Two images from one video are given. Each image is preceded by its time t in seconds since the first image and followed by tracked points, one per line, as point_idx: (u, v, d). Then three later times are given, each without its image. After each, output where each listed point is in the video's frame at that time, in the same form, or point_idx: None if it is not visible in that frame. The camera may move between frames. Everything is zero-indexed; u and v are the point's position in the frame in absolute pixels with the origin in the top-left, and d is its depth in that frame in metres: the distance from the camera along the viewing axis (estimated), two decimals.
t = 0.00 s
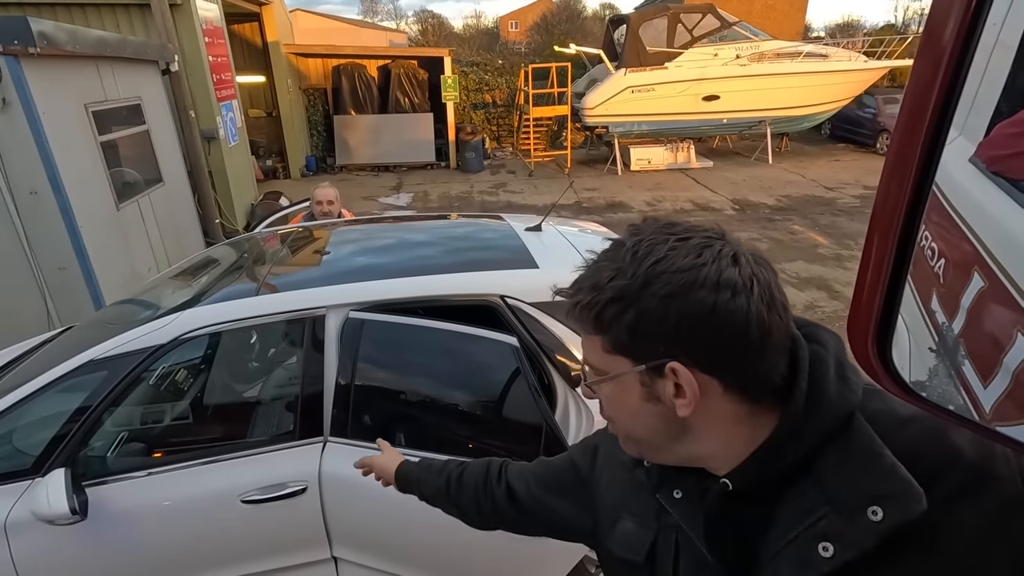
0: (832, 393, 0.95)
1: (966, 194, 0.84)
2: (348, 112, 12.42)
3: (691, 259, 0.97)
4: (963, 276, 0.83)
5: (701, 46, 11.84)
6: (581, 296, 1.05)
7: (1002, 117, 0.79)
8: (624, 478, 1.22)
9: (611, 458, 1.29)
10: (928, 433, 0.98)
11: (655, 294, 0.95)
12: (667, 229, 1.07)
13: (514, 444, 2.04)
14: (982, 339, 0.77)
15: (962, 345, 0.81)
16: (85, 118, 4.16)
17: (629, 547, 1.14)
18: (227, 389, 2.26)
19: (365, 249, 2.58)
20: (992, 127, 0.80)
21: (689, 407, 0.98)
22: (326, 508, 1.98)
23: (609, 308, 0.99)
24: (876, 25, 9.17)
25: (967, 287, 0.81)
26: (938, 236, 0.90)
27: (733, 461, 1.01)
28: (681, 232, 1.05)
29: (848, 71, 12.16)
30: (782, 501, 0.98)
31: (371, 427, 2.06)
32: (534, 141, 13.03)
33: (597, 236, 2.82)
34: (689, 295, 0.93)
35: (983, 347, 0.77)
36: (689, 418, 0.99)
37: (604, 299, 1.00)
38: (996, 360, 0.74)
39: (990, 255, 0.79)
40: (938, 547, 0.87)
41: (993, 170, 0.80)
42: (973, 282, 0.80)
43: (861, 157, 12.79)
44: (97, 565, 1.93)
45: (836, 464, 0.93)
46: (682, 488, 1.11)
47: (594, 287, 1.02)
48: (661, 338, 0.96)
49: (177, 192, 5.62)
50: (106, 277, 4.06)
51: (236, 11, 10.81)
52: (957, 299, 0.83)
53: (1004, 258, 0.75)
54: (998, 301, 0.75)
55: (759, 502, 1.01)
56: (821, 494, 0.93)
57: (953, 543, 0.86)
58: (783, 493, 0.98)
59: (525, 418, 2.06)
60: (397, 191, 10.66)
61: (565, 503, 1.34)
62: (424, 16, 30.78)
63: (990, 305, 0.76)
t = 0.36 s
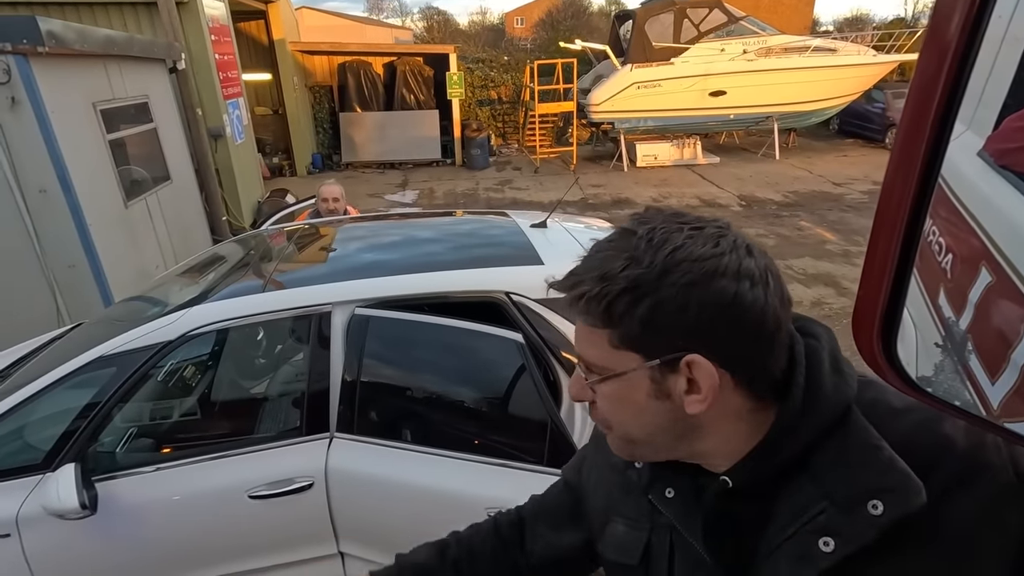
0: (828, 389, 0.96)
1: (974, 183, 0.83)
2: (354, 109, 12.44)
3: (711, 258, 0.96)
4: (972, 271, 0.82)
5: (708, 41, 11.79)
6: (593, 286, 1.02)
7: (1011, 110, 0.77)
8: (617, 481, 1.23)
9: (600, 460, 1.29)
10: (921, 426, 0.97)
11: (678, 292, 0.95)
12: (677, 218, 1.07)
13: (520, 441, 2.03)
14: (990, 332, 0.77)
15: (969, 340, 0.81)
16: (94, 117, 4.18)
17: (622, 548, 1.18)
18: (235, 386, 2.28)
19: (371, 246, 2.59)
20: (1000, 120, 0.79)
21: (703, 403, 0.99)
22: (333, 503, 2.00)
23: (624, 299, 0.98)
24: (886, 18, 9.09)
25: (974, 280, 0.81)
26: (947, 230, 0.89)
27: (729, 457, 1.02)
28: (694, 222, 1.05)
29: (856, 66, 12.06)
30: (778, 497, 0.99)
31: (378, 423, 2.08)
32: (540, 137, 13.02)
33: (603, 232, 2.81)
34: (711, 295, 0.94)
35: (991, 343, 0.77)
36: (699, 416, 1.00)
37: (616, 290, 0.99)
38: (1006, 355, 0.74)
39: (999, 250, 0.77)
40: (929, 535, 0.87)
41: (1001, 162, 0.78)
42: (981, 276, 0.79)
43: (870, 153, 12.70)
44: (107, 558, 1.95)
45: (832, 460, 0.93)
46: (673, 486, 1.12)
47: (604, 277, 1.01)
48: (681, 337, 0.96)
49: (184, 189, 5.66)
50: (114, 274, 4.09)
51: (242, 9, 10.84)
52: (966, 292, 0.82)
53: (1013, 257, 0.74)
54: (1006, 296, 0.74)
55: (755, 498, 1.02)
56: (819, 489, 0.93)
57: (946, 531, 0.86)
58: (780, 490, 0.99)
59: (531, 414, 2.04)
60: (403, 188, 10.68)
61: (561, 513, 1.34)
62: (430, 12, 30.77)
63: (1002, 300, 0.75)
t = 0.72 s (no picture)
0: (845, 392, 1.01)
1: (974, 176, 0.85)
2: (357, 106, 12.46)
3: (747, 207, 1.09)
4: (978, 268, 0.82)
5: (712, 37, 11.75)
6: (654, 247, 1.08)
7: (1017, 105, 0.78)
8: (617, 507, 1.12)
9: (589, 485, 1.17)
10: (919, 416, 1.02)
11: (741, 223, 1.05)
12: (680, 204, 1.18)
13: (523, 437, 2.01)
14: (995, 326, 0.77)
15: (973, 334, 0.81)
16: (99, 114, 4.20)
17: None
18: (239, 382, 2.29)
19: (375, 243, 2.60)
20: (1006, 116, 0.80)
21: (789, 326, 1.02)
22: (338, 499, 2.01)
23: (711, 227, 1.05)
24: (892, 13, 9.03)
25: (978, 279, 0.81)
26: (952, 228, 0.89)
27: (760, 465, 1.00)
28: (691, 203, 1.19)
29: (862, 61, 12.00)
30: (809, 501, 0.98)
31: (383, 420, 2.09)
32: (544, 134, 13.00)
33: (606, 229, 2.81)
34: (761, 228, 1.07)
35: (994, 339, 0.78)
36: (791, 344, 1.01)
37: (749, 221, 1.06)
38: (1011, 354, 0.75)
39: (1003, 244, 0.78)
40: (963, 523, 0.88)
41: (1009, 159, 0.79)
42: (986, 272, 0.79)
43: (875, 149, 12.65)
44: (115, 553, 1.97)
45: (862, 457, 0.95)
46: (688, 502, 1.05)
47: (664, 234, 1.07)
48: (751, 263, 1.04)
49: (189, 187, 5.68)
50: (119, 271, 4.10)
51: (246, 6, 10.86)
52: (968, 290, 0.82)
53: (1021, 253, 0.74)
54: (1013, 293, 0.74)
55: (783, 503, 1.01)
56: (851, 489, 0.94)
57: (979, 516, 0.87)
58: (814, 493, 0.98)
59: (535, 411, 2.03)
60: (407, 185, 10.69)
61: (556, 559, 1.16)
62: (433, 9, 30.72)
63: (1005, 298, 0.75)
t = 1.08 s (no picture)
0: (872, 394, 1.08)
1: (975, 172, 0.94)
2: (354, 105, 12.44)
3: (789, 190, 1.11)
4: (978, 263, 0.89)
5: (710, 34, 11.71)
6: (702, 221, 1.07)
7: None
8: (641, 519, 1.03)
9: (608, 499, 1.07)
10: (925, 412, 1.16)
11: (790, 205, 1.07)
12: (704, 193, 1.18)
13: (521, 436, 2.00)
14: (997, 333, 0.82)
15: (978, 339, 0.85)
16: (96, 115, 4.19)
17: None
18: (237, 382, 2.28)
19: (374, 241, 2.59)
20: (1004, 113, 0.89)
21: (832, 316, 1.03)
22: (337, 499, 2.00)
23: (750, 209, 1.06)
24: (889, 9, 9.01)
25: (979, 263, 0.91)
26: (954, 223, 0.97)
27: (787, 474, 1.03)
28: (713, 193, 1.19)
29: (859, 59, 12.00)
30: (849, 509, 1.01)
31: (381, 420, 2.08)
32: (542, 132, 12.99)
33: (605, 228, 2.81)
34: (808, 211, 1.09)
35: (1000, 342, 0.82)
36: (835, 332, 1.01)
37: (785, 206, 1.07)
38: (1013, 352, 0.80)
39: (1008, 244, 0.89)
40: (994, 525, 0.96)
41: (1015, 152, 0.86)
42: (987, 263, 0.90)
43: (873, 147, 12.65)
44: (111, 555, 1.96)
45: (898, 464, 1.01)
46: (716, 517, 1.01)
47: (714, 208, 1.07)
48: (797, 246, 1.06)
49: (187, 187, 5.67)
50: (116, 272, 4.08)
51: (242, 6, 10.83)
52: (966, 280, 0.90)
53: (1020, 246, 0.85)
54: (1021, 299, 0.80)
55: (817, 515, 1.03)
56: (886, 491, 1.00)
57: (1006, 515, 0.97)
58: (851, 499, 1.02)
59: (533, 410, 2.02)
60: (405, 185, 10.67)
61: None
62: (430, 8, 30.69)
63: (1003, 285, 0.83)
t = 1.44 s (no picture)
0: (876, 401, 1.07)
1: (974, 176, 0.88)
2: (351, 104, 12.42)
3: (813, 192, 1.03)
4: (974, 264, 0.86)
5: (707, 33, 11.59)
6: (723, 227, 1.01)
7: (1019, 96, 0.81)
8: (638, 525, 1.01)
9: (603, 505, 1.05)
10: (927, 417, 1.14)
11: (816, 211, 1.01)
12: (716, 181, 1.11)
13: (518, 436, 1.99)
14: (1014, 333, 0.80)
15: (976, 338, 0.85)
16: (90, 114, 4.17)
17: None
18: (234, 382, 2.27)
19: (370, 241, 2.58)
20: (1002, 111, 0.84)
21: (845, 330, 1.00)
22: (334, 499, 1.99)
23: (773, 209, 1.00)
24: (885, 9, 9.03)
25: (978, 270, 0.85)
26: (950, 223, 0.93)
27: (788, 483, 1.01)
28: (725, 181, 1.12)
29: (856, 58, 12.00)
30: (849, 516, 0.99)
31: (379, 419, 2.08)
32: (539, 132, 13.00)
33: (603, 227, 2.81)
34: (833, 216, 1.03)
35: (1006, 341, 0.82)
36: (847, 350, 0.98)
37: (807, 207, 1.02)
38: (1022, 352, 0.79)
39: (1001, 240, 0.82)
40: (1000, 533, 0.93)
41: (1008, 154, 0.82)
42: (984, 269, 0.84)
43: (869, 145, 12.69)
44: (106, 556, 1.95)
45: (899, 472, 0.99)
46: (714, 523, 0.99)
47: (737, 213, 1.00)
48: (810, 258, 0.99)
49: (182, 187, 5.65)
50: (111, 271, 4.07)
51: (239, 5, 10.81)
52: (968, 283, 0.86)
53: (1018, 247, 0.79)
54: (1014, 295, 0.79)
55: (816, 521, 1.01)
56: (888, 498, 0.98)
57: (1012, 522, 0.94)
58: (853, 506, 0.99)
59: (531, 409, 2.01)
60: (401, 184, 10.66)
61: None
62: (427, 7, 30.71)
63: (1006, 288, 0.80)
